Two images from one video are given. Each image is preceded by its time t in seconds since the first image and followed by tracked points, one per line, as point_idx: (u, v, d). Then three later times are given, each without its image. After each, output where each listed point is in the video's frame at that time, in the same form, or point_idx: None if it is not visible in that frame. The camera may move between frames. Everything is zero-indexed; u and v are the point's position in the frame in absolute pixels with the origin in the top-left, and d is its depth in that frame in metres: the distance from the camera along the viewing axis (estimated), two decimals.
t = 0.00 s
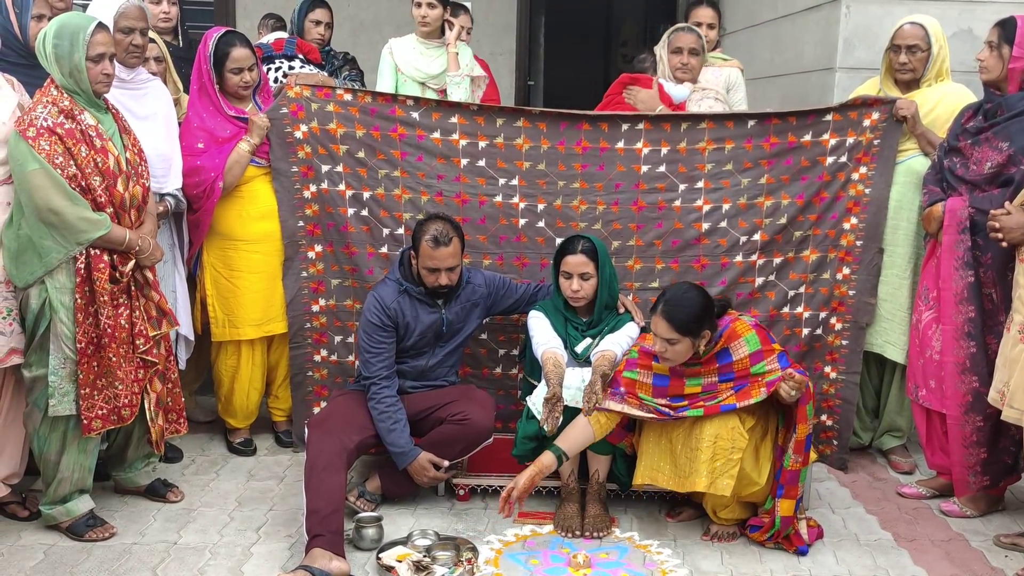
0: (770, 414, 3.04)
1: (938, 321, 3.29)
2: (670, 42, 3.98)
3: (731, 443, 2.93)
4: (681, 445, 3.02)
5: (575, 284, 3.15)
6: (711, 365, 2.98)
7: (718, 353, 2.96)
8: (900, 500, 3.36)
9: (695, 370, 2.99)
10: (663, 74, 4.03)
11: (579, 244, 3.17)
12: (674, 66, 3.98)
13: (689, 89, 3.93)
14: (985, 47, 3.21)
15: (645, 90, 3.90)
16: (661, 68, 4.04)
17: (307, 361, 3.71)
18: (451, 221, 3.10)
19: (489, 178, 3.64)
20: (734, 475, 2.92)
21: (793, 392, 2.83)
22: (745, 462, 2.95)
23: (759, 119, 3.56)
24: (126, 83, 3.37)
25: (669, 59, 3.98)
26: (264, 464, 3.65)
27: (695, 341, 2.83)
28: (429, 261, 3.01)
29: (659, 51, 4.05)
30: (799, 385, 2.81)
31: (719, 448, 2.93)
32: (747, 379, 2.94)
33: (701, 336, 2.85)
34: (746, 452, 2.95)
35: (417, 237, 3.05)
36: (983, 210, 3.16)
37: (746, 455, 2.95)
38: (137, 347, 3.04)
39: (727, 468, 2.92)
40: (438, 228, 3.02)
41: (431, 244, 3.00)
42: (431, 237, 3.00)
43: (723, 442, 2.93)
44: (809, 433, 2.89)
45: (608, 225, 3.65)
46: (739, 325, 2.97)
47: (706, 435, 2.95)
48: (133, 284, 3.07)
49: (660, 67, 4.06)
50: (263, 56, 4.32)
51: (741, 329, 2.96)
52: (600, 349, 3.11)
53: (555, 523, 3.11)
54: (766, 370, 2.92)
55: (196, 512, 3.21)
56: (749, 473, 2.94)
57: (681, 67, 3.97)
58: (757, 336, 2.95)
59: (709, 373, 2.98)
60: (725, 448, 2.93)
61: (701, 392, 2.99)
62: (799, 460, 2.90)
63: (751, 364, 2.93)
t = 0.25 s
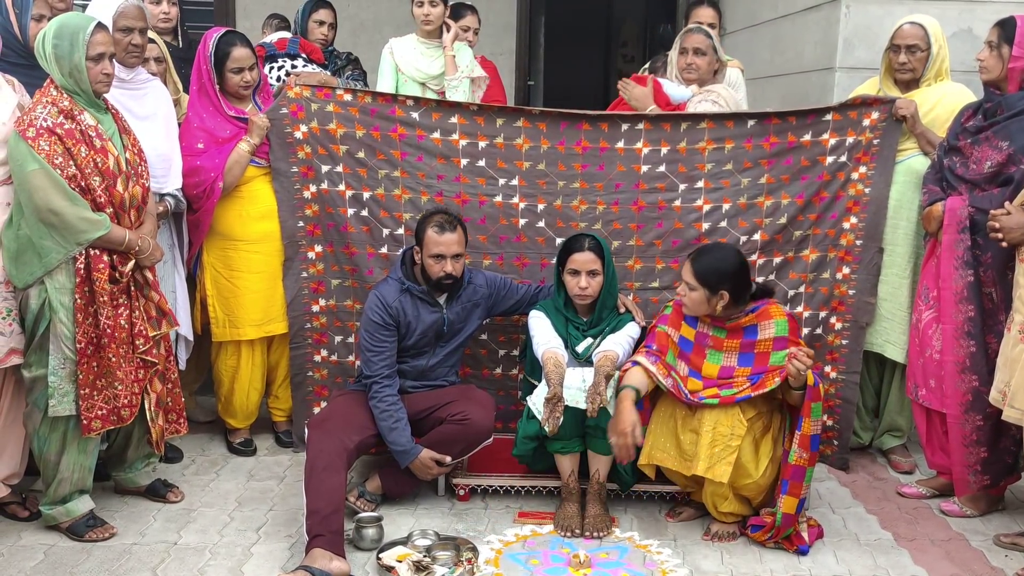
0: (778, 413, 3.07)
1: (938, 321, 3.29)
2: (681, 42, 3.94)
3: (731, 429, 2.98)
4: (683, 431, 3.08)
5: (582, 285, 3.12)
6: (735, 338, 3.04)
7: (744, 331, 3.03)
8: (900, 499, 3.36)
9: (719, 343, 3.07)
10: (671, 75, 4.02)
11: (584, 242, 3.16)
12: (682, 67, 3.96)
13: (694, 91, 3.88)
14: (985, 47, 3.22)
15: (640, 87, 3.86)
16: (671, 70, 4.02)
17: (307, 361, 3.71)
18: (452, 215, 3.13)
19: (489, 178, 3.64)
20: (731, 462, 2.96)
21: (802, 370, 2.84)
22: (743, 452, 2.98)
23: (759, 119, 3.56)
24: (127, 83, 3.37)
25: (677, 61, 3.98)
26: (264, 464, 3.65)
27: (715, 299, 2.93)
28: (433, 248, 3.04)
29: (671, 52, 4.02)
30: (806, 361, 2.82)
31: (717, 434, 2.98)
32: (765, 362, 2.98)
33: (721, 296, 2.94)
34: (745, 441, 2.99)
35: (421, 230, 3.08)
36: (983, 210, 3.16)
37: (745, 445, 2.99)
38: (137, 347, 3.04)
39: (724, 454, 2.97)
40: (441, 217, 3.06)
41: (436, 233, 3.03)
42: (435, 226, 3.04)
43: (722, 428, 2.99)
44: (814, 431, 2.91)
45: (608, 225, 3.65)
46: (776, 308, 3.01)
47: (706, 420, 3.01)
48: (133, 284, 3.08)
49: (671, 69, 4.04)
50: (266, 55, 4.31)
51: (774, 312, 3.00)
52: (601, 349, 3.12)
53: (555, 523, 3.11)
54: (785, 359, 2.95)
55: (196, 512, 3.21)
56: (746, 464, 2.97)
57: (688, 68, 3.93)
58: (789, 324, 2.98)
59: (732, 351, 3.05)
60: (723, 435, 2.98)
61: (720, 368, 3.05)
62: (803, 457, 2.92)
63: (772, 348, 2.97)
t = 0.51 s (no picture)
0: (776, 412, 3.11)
1: (937, 321, 3.29)
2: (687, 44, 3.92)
3: (726, 423, 2.99)
4: (680, 424, 3.10)
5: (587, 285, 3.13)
6: (755, 315, 3.13)
7: (766, 309, 3.12)
8: (899, 499, 3.36)
9: (740, 314, 3.15)
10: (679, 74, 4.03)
11: (588, 241, 3.16)
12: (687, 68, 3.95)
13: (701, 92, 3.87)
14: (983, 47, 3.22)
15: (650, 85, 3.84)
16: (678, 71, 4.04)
17: (306, 361, 3.71)
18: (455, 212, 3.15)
19: (487, 178, 3.64)
20: (726, 455, 3.00)
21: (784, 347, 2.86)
22: (738, 445, 3.02)
23: (757, 119, 3.56)
24: (125, 83, 3.37)
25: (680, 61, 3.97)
26: (263, 465, 3.65)
27: (747, 273, 3.01)
28: (437, 244, 3.06)
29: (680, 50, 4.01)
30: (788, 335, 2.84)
31: (713, 429, 3.00)
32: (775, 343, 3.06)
33: (755, 270, 3.02)
34: (740, 435, 3.02)
35: (425, 227, 3.10)
36: (981, 209, 3.16)
37: (739, 439, 3.02)
38: (136, 348, 3.04)
39: (720, 448, 3.00)
40: (445, 213, 3.08)
41: (440, 229, 3.05)
42: (439, 222, 3.07)
43: (717, 422, 3.00)
44: (808, 431, 2.93)
45: (607, 225, 3.65)
46: (804, 302, 3.08)
47: (703, 413, 3.03)
48: (132, 285, 3.07)
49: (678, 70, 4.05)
50: (267, 56, 4.31)
51: (801, 304, 3.08)
52: (603, 350, 3.14)
53: (554, 524, 3.11)
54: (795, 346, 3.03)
55: (195, 513, 3.21)
56: (740, 460, 3.02)
57: (694, 69, 3.91)
58: (810, 319, 3.05)
59: (749, 324, 3.13)
60: (719, 429, 3.00)
61: (733, 337, 3.13)
62: (798, 454, 2.94)
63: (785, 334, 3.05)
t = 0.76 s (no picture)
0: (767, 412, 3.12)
1: (935, 322, 3.29)
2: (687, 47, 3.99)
3: (720, 422, 3.01)
4: (674, 424, 3.12)
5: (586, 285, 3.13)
6: (756, 302, 3.14)
7: (768, 299, 3.12)
8: (898, 500, 3.36)
9: (745, 300, 3.16)
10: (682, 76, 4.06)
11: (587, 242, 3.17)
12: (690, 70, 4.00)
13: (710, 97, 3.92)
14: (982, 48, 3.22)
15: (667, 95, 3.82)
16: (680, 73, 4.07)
17: (305, 363, 3.71)
18: (457, 213, 3.15)
19: (486, 180, 3.64)
20: (721, 455, 3.01)
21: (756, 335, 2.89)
22: (732, 445, 3.03)
23: (755, 120, 3.56)
24: (124, 85, 3.37)
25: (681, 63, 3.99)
26: (262, 466, 3.64)
27: (759, 262, 3.04)
28: (439, 244, 3.06)
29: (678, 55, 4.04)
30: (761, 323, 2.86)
31: (707, 428, 3.02)
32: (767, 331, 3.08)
33: (767, 261, 3.05)
34: (734, 435, 3.04)
35: (428, 228, 3.11)
36: (980, 210, 3.16)
37: (734, 439, 3.04)
38: (135, 349, 3.04)
39: (714, 447, 3.01)
40: (448, 214, 3.09)
41: (443, 229, 3.06)
42: (442, 222, 3.08)
43: (711, 421, 3.02)
44: (789, 427, 2.95)
45: (605, 226, 3.65)
46: (806, 299, 3.10)
47: (697, 413, 3.04)
48: (131, 286, 3.07)
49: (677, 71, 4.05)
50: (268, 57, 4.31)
51: (803, 301, 3.09)
52: (605, 352, 3.14)
53: (554, 525, 3.11)
54: (784, 338, 3.05)
55: (194, 514, 3.21)
56: (735, 459, 3.03)
57: (698, 71, 3.97)
58: (807, 316, 3.07)
59: (750, 311, 3.15)
60: (713, 428, 3.02)
61: (731, 320, 3.17)
62: (781, 451, 2.95)
63: (780, 325, 3.07)
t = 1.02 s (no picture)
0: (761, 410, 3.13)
1: (935, 324, 3.29)
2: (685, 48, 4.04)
3: (712, 425, 3.02)
4: (667, 427, 3.13)
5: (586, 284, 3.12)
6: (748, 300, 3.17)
7: (760, 296, 3.14)
8: (898, 502, 3.36)
9: (737, 299, 3.19)
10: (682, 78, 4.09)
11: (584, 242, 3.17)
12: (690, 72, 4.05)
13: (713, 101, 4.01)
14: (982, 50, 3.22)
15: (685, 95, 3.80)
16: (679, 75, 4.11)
17: (304, 364, 3.70)
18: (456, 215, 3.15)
19: (485, 181, 3.64)
20: (715, 457, 3.01)
21: (739, 327, 2.88)
22: (726, 447, 3.04)
23: (754, 121, 3.56)
24: (124, 86, 3.36)
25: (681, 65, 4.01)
26: (261, 468, 3.64)
27: (753, 258, 3.06)
28: (438, 245, 3.06)
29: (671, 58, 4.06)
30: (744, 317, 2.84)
31: (700, 431, 3.02)
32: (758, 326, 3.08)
33: (761, 257, 3.07)
34: (727, 437, 3.05)
35: (427, 229, 3.10)
36: (980, 212, 3.16)
37: (727, 441, 3.04)
38: (134, 351, 3.04)
39: (708, 450, 3.02)
40: (446, 216, 3.08)
41: (442, 231, 3.05)
42: (440, 224, 3.07)
43: (704, 424, 3.02)
44: (778, 420, 2.96)
45: (605, 228, 3.65)
46: (797, 294, 3.10)
47: (690, 416, 3.05)
48: (130, 288, 3.07)
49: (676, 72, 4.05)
50: (267, 58, 4.30)
51: (794, 296, 3.10)
52: (605, 353, 3.14)
53: (553, 527, 3.11)
54: (774, 333, 3.04)
55: (194, 516, 3.21)
56: (730, 460, 3.03)
57: (697, 73, 4.04)
58: (799, 310, 3.07)
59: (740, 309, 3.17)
60: (706, 431, 3.02)
61: (722, 319, 3.18)
62: (771, 444, 2.97)
63: (771, 321, 3.07)
